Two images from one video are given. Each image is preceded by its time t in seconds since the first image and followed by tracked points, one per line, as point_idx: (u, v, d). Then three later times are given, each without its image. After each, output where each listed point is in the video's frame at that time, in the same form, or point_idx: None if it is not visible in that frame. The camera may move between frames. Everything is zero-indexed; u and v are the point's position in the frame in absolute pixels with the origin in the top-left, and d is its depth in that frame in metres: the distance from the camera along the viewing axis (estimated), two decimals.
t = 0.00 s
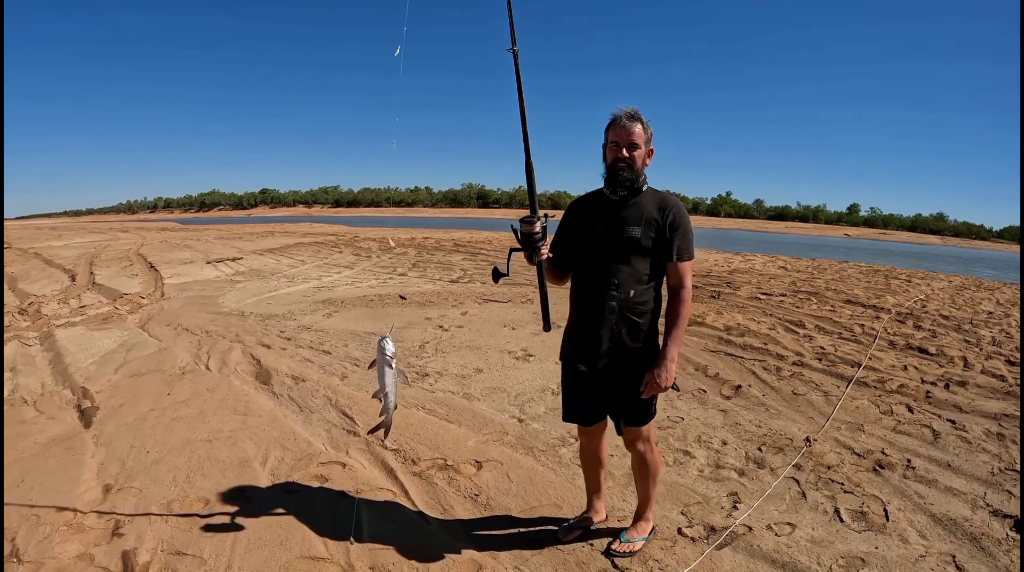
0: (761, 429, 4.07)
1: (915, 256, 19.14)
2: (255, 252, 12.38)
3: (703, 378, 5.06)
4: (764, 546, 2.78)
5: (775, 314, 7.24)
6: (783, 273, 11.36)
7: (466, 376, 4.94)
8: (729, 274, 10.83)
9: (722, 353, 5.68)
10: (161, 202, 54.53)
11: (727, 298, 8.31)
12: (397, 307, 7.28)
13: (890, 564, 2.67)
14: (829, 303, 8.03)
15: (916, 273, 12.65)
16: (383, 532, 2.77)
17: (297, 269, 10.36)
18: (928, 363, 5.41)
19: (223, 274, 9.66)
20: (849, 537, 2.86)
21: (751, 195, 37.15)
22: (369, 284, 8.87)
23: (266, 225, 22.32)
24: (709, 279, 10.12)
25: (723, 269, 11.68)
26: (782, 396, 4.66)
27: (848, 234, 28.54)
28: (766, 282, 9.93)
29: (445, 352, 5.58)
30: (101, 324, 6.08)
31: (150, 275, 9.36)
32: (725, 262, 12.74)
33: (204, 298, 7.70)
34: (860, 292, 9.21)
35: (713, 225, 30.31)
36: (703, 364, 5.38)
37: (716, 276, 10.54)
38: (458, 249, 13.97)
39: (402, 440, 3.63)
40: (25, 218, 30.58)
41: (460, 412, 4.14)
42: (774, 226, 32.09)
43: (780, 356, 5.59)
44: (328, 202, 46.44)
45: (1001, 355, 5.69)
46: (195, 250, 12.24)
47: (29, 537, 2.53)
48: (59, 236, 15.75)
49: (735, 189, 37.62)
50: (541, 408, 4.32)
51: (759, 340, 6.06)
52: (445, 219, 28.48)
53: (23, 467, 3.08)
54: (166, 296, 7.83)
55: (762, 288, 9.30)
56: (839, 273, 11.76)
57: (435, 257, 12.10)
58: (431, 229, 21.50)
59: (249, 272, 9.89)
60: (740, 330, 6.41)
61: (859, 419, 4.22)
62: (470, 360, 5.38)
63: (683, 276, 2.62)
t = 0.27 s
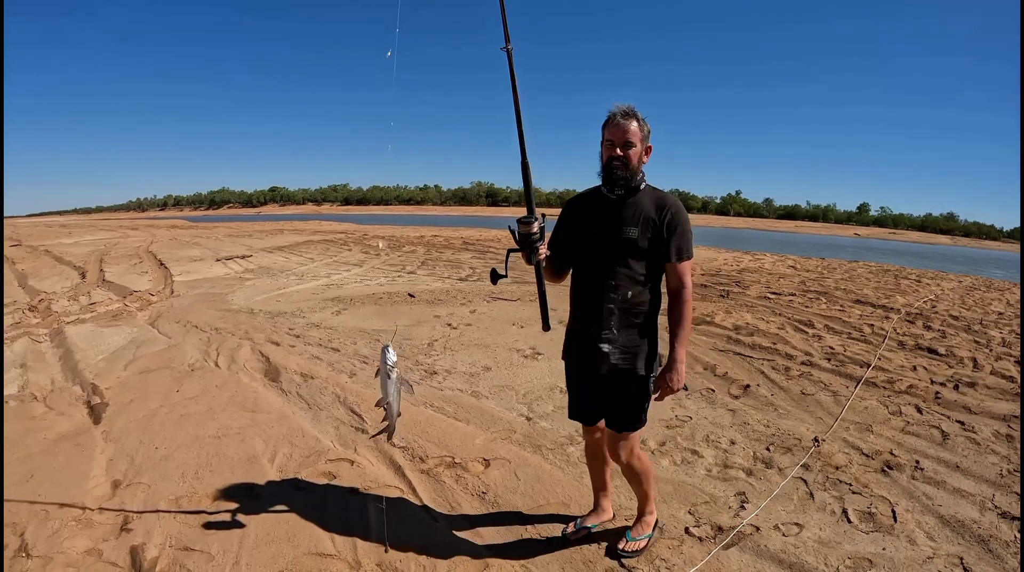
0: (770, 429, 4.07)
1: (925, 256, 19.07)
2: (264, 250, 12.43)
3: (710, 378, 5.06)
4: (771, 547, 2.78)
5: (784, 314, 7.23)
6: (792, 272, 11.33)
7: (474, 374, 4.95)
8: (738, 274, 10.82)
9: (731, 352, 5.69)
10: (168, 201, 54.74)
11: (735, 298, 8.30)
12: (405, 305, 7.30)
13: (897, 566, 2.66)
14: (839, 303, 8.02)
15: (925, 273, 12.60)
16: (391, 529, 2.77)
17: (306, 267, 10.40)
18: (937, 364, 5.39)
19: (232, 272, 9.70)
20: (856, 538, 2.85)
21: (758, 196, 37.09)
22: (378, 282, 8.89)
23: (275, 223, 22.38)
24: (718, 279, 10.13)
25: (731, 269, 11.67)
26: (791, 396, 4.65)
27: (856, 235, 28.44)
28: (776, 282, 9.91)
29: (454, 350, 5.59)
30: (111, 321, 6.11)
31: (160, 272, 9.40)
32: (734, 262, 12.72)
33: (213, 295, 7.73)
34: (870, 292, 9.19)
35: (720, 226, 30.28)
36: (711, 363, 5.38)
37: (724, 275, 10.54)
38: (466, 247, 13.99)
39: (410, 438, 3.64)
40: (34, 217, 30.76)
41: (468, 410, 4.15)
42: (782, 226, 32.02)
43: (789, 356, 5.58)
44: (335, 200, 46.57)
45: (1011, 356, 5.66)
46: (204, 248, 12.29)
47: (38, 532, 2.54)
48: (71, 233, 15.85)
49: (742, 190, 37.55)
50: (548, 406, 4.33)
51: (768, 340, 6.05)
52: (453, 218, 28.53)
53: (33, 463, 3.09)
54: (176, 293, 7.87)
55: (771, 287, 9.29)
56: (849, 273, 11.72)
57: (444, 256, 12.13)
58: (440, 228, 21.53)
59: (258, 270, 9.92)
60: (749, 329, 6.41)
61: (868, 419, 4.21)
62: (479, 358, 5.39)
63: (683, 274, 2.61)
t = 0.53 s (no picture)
0: (779, 429, 4.07)
1: (936, 256, 18.99)
2: (274, 247, 12.48)
3: (720, 377, 5.06)
4: (780, 547, 2.78)
5: (794, 313, 7.22)
6: (802, 272, 11.31)
7: (483, 372, 4.97)
8: (748, 273, 10.80)
9: (741, 351, 5.69)
10: (176, 199, 55.02)
11: (745, 297, 8.30)
12: (415, 303, 7.32)
13: (907, 567, 2.65)
14: (849, 303, 8.00)
15: (936, 273, 12.55)
16: (400, 527, 2.78)
17: (316, 264, 10.43)
18: (948, 364, 5.37)
19: (242, 269, 9.74)
20: (865, 539, 2.84)
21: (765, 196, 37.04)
22: (388, 279, 8.92)
23: (286, 220, 22.45)
24: (728, 278, 10.13)
25: (741, 268, 11.67)
26: (801, 396, 4.65)
27: (865, 234, 28.34)
28: (786, 281, 9.89)
29: (463, 348, 5.61)
30: (121, 318, 6.14)
31: (171, 269, 9.44)
32: (744, 261, 12.71)
33: (223, 292, 7.76)
34: (881, 292, 9.15)
35: (728, 226, 30.26)
36: (722, 362, 5.39)
37: (734, 274, 10.54)
38: (476, 245, 14.01)
39: (419, 436, 3.66)
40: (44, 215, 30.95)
41: (478, 408, 4.16)
42: (790, 225, 31.95)
43: (799, 355, 5.57)
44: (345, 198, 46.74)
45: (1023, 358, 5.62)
46: (215, 245, 12.35)
47: (48, 527, 2.55)
48: (85, 230, 15.96)
49: (749, 190, 37.49)
50: (558, 404, 4.34)
51: (778, 339, 6.05)
52: (462, 216, 28.56)
53: (43, 458, 3.10)
54: (187, 290, 7.90)
55: (781, 287, 9.28)
56: (859, 272, 11.68)
57: (454, 254, 12.14)
58: (448, 225, 21.55)
59: (269, 267, 9.96)
60: (759, 329, 6.40)
61: (878, 420, 4.20)
62: (488, 356, 5.40)
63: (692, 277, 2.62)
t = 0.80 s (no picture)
0: (792, 428, 4.07)
1: (948, 257, 18.89)
2: (286, 244, 12.55)
3: (732, 376, 5.07)
4: (791, 546, 2.77)
5: (807, 313, 7.21)
6: (815, 271, 11.27)
7: (496, 369, 4.98)
8: (760, 272, 10.79)
9: (753, 350, 5.69)
10: (185, 197, 55.36)
11: (758, 296, 8.30)
12: (427, 300, 7.34)
13: (918, 568, 2.65)
14: (862, 303, 7.98)
15: (950, 274, 12.49)
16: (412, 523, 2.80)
17: (329, 261, 10.49)
18: (961, 366, 5.35)
19: (255, 266, 9.80)
20: (877, 539, 2.84)
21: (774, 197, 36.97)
22: (400, 277, 8.95)
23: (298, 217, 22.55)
24: (740, 277, 10.11)
25: (753, 267, 11.67)
26: (813, 395, 4.65)
27: (876, 233, 28.20)
28: (799, 280, 9.87)
29: (476, 345, 5.62)
30: (135, 314, 6.18)
31: (184, 265, 9.51)
32: (757, 261, 12.70)
33: (236, 288, 7.81)
34: (894, 292, 9.11)
35: (738, 226, 30.21)
36: (734, 361, 5.39)
37: (747, 273, 10.54)
38: (489, 243, 14.05)
39: (431, 432, 3.68)
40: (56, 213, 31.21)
41: (491, 405, 4.17)
42: (801, 224, 31.84)
43: (812, 355, 5.57)
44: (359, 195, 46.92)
45: None
46: (227, 242, 12.43)
47: (61, 520, 2.57)
48: (101, 226, 16.14)
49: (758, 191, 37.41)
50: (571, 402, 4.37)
51: (791, 338, 6.05)
52: (471, 215, 28.63)
53: (57, 451, 3.13)
54: (200, 286, 7.94)
55: (794, 286, 9.27)
56: (871, 272, 11.65)
57: (466, 251, 12.17)
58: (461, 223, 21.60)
59: (281, 264, 10.01)
60: (772, 328, 6.40)
61: (891, 421, 4.19)
62: (501, 353, 5.42)
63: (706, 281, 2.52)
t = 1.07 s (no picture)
0: (811, 429, 4.06)
1: (967, 258, 18.70)
2: (305, 241, 12.64)
3: (751, 376, 5.08)
4: (808, 548, 2.77)
5: (826, 314, 7.19)
6: (834, 272, 11.21)
7: (513, 368, 5.01)
8: (779, 273, 10.76)
9: (772, 351, 5.69)
10: (198, 197, 55.92)
11: (776, 296, 8.30)
12: (445, 298, 7.36)
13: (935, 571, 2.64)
14: (882, 304, 7.94)
15: (971, 276, 12.36)
16: (429, 520, 2.82)
17: (347, 259, 10.57)
18: (982, 369, 5.30)
19: (273, 263, 9.86)
20: (894, 543, 2.82)
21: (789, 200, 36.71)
22: (418, 275, 9.00)
23: (320, 213, 22.72)
24: (758, 277, 10.08)
25: (772, 267, 11.64)
26: (832, 396, 4.64)
27: (894, 234, 27.94)
28: (818, 281, 9.83)
29: (494, 344, 5.63)
30: (155, 309, 6.25)
31: (203, 262, 9.60)
32: (775, 261, 12.65)
33: (255, 285, 7.87)
34: (914, 294, 9.04)
35: (753, 228, 30.14)
36: (752, 362, 5.39)
37: (765, 274, 10.52)
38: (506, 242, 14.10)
39: (448, 430, 3.70)
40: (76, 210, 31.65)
41: (509, 403, 4.19)
42: (822, 224, 31.65)
43: (831, 356, 5.54)
44: (370, 194, 47.08)
45: None
46: (246, 239, 12.55)
47: (80, 512, 2.60)
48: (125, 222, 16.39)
49: (773, 193, 37.24)
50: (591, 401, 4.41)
51: (810, 339, 6.03)
52: (488, 213, 28.68)
53: (76, 444, 3.17)
54: (218, 283, 8.01)
55: (813, 287, 9.24)
56: (891, 274, 11.56)
57: (483, 250, 12.20)
58: (506, 224, 22.01)
59: (299, 262, 10.07)
60: (791, 329, 6.38)
61: (910, 423, 4.17)
62: (519, 352, 5.43)
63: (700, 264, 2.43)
